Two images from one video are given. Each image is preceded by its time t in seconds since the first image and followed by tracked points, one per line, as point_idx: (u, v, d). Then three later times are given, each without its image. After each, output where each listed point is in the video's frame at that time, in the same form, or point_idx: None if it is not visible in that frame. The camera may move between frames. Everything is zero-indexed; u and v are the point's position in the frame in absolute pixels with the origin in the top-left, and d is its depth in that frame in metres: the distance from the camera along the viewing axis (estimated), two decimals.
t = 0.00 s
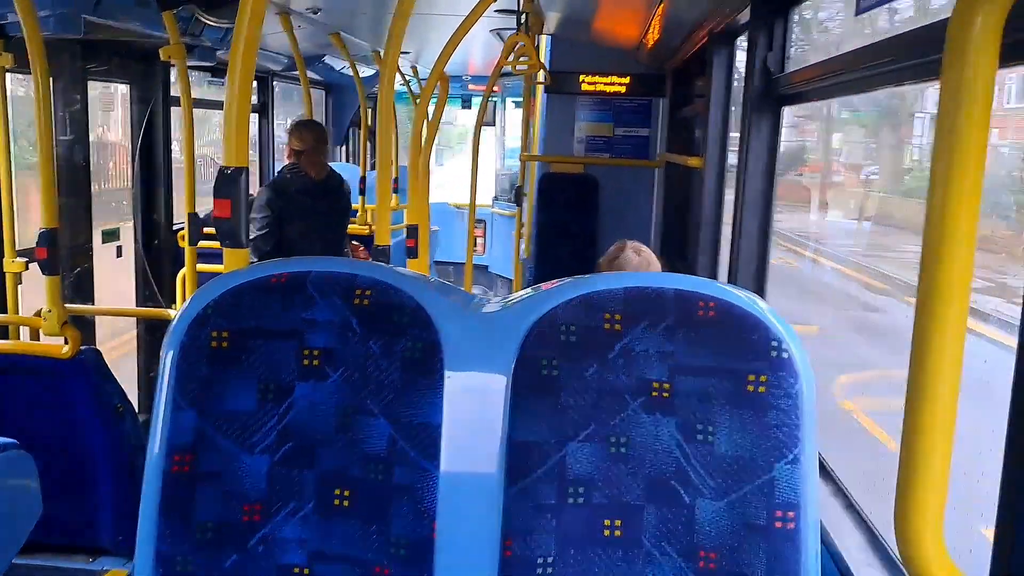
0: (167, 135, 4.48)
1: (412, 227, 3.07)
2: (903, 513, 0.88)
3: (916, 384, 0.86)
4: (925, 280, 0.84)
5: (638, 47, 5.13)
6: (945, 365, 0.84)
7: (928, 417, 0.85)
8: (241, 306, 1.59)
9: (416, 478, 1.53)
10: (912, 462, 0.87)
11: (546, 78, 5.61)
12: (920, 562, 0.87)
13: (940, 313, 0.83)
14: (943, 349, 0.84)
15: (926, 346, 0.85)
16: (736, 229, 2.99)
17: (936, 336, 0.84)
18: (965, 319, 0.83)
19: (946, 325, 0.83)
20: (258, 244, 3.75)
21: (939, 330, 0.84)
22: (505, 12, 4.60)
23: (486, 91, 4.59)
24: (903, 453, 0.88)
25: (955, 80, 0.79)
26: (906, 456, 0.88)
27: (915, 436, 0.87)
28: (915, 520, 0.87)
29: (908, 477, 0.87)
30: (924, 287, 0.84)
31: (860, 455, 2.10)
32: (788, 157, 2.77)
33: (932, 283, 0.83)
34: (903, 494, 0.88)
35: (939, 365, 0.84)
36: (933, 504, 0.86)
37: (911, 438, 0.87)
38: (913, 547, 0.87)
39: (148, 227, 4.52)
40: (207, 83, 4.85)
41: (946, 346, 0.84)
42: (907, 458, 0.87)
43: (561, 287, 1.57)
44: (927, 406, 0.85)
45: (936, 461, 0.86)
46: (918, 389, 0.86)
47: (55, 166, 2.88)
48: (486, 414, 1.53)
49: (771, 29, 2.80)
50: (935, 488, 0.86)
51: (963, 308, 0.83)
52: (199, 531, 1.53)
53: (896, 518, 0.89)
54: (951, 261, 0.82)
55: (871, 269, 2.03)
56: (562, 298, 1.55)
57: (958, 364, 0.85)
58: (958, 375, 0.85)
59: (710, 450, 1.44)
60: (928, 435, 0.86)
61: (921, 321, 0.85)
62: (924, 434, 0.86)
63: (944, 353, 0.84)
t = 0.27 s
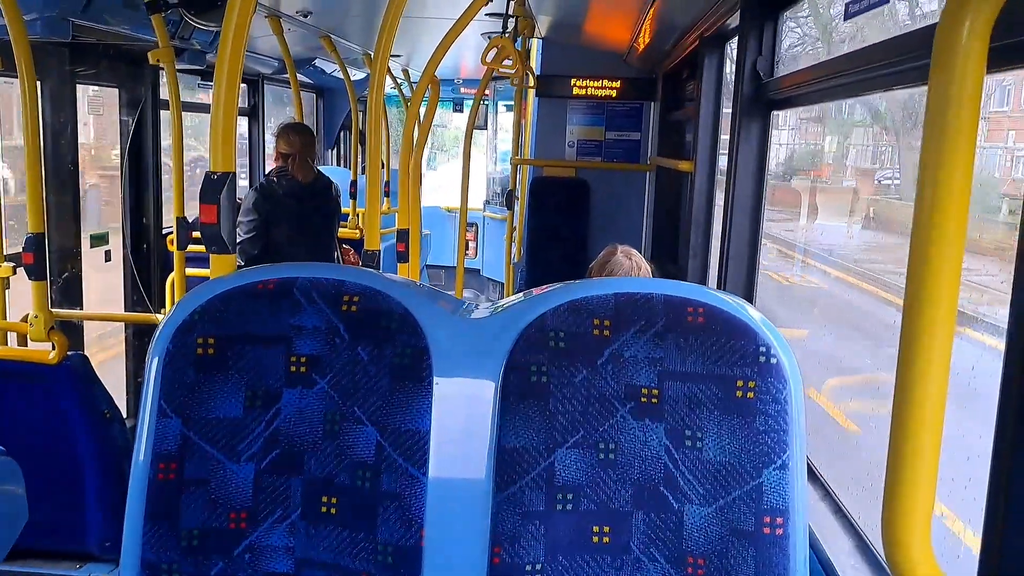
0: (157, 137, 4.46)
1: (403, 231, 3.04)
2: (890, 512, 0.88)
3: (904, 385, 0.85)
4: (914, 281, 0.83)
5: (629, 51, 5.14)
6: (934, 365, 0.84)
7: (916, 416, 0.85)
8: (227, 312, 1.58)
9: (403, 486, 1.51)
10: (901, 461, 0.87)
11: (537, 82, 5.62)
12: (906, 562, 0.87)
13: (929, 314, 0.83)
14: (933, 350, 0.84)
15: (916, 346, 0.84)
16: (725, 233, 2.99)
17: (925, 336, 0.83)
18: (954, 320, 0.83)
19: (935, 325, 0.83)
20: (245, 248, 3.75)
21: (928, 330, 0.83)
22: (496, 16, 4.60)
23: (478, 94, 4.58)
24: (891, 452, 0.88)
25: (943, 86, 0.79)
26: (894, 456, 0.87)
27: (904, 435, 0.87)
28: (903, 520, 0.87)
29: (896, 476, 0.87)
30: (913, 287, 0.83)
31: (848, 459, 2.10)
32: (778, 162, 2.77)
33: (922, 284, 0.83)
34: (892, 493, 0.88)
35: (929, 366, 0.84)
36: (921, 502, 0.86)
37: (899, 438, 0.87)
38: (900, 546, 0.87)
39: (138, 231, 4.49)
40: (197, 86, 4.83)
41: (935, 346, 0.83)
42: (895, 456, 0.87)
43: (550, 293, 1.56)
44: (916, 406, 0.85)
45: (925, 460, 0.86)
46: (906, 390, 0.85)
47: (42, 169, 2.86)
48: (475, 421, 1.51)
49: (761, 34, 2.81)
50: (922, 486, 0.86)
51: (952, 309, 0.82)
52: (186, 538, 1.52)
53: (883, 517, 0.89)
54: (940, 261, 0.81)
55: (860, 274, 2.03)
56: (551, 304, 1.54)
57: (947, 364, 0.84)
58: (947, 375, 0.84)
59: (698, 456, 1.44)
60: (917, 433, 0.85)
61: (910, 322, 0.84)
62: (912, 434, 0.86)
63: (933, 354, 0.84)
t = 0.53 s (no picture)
0: (146, 137, 4.46)
1: (394, 234, 3.04)
2: (880, 512, 0.88)
3: (894, 386, 0.86)
4: (904, 283, 0.84)
5: (620, 54, 5.15)
6: (922, 366, 0.84)
7: (905, 416, 0.86)
8: (216, 316, 1.57)
9: (393, 489, 1.51)
10: (890, 461, 0.87)
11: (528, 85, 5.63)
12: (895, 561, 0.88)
13: (918, 315, 0.83)
14: (921, 352, 0.84)
15: (905, 348, 0.85)
16: (715, 236, 3.01)
17: (914, 338, 0.84)
18: (943, 322, 0.83)
19: (923, 327, 0.83)
20: (235, 251, 3.72)
21: (917, 331, 0.84)
22: (487, 18, 4.60)
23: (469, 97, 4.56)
24: (881, 452, 0.88)
25: (931, 91, 0.80)
26: (883, 456, 0.88)
27: (893, 435, 0.87)
28: (892, 520, 0.87)
29: (884, 476, 0.88)
30: (902, 289, 0.84)
31: (837, 461, 2.11)
32: (767, 165, 2.78)
33: (911, 287, 0.83)
34: (880, 492, 0.88)
35: (917, 368, 0.84)
36: (909, 502, 0.87)
37: (889, 438, 0.87)
38: (890, 547, 0.88)
39: (127, 233, 4.47)
40: (187, 88, 4.82)
41: (923, 348, 0.84)
42: (884, 455, 0.88)
43: (540, 295, 1.56)
44: (904, 407, 0.86)
45: (913, 460, 0.86)
46: (895, 392, 0.86)
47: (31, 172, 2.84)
48: (465, 424, 1.51)
49: (751, 38, 2.82)
50: (911, 486, 0.86)
51: (941, 312, 0.83)
52: (175, 542, 1.52)
53: (873, 516, 0.89)
54: (929, 263, 0.82)
55: (849, 277, 2.04)
56: (541, 307, 1.54)
57: (935, 366, 0.85)
58: (936, 377, 0.85)
59: (688, 458, 1.44)
60: (906, 433, 0.86)
61: (899, 324, 0.85)
62: (901, 434, 0.86)
63: (922, 357, 0.84)
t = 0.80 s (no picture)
0: (135, 138, 4.43)
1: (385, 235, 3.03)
2: (872, 507, 0.89)
3: (885, 382, 0.86)
4: (895, 280, 0.84)
5: (610, 54, 5.17)
6: (913, 362, 0.85)
7: (896, 411, 0.86)
8: (207, 317, 1.56)
9: (385, 489, 1.51)
10: (883, 456, 0.88)
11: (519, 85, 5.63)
12: (887, 557, 0.88)
13: (910, 311, 0.83)
14: (912, 348, 0.85)
15: (897, 344, 0.85)
16: (706, 237, 3.02)
17: (905, 334, 0.84)
18: (934, 318, 0.84)
19: (915, 323, 0.84)
20: (227, 252, 3.69)
21: (908, 327, 0.84)
22: (477, 19, 4.60)
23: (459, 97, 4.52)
24: (873, 447, 0.89)
25: (922, 89, 0.80)
26: (875, 452, 0.88)
27: (885, 431, 0.87)
28: (884, 515, 0.88)
29: (875, 471, 0.89)
30: (894, 285, 0.84)
31: (828, 459, 2.13)
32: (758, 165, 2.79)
33: (902, 284, 0.84)
34: (872, 487, 0.89)
35: (908, 364, 0.85)
36: (900, 497, 0.87)
37: (881, 433, 0.88)
38: (881, 542, 0.88)
39: (116, 235, 4.44)
40: (176, 89, 4.80)
41: (914, 343, 0.84)
42: (876, 451, 0.88)
43: (532, 295, 1.56)
44: (895, 403, 0.86)
45: (905, 455, 0.87)
46: (887, 387, 0.86)
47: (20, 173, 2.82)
48: (457, 424, 1.51)
49: (741, 39, 2.83)
50: (902, 481, 0.87)
51: (932, 308, 0.83)
52: (166, 543, 1.51)
53: (865, 511, 0.90)
54: (919, 260, 0.82)
55: (839, 276, 2.05)
56: (533, 306, 1.54)
57: (927, 361, 0.85)
58: (927, 373, 0.85)
59: (680, 457, 1.45)
60: (897, 428, 0.86)
61: (890, 321, 0.85)
62: (892, 430, 0.87)
63: (913, 352, 0.85)
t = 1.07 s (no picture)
0: (127, 143, 4.41)
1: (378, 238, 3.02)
2: (868, 506, 0.89)
3: (880, 380, 0.87)
4: (888, 279, 0.85)
5: (600, 57, 5.18)
6: (907, 361, 0.85)
7: (891, 409, 0.86)
8: (198, 321, 1.55)
9: (380, 492, 1.51)
10: (878, 455, 0.88)
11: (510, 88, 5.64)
12: (882, 556, 0.88)
13: (903, 310, 0.84)
14: (906, 347, 0.85)
15: (892, 344, 0.85)
16: (699, 239, 3.03)
17: (899, 333, 0.85)
18: (928, 317, 0.84)
19: (908, 322, 0.84)
20: (222, 255, 3.71)
21: (902, 326, 0.84)
22: (468, 22, 4.61)
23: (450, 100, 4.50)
24: (868, 445, 0.89)
25: (912, 89, 0.81)
26: (871, 451, 0.89)
27: (881, 429, 0.88)
28: (879, 514, 0.88)
29: (871, 471, 0.89)
30: (887, 284, 0.85)
31: (823, 460, 2.13)
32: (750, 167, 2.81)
33: (895, 283, 0.84)
34: (867, 485, 0.89)
35: (903, 362, 0.85)
36: (895, 496, 0.87)
37: (876, 431, 0.88)
38: (877, 541, 0.88)
39: (108, 240, 4.43)
40: (167, 93, 4.79)
41: (908, 341, 0.85)
42: (871, 449, 0.88)
43: (525, 297, 1.56)
44: (889, 402, 0.86)
45: (901, 454, 0.87)
46: (882, 386, 0.87)
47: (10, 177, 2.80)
48: (451, 427, 1.51)
49: (732, 41, 2.85)
50: (896, 479, 0.87)
51: (925, 306, 0.84)
52: (159, 549, 1.50)
53: (860, 510, 0.90)
54: (913, 261, 0.83)
55: (832, 276, 2.06)
56: (526, 309, 1.54)
57: (921, 360, 0.85)
58: (921, 371, 0.85)
59: (674, 458, 1.45)
60: (892, 426, 0.87)
61: (884, 320, 0.86)
62: (887, 428, 0.87)
63: (907, 351, 0.85)
